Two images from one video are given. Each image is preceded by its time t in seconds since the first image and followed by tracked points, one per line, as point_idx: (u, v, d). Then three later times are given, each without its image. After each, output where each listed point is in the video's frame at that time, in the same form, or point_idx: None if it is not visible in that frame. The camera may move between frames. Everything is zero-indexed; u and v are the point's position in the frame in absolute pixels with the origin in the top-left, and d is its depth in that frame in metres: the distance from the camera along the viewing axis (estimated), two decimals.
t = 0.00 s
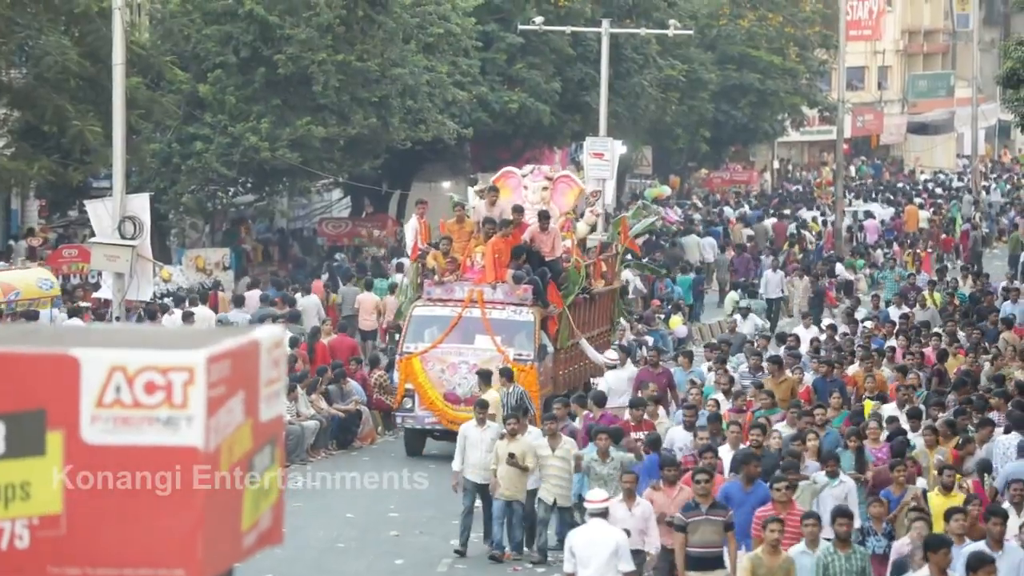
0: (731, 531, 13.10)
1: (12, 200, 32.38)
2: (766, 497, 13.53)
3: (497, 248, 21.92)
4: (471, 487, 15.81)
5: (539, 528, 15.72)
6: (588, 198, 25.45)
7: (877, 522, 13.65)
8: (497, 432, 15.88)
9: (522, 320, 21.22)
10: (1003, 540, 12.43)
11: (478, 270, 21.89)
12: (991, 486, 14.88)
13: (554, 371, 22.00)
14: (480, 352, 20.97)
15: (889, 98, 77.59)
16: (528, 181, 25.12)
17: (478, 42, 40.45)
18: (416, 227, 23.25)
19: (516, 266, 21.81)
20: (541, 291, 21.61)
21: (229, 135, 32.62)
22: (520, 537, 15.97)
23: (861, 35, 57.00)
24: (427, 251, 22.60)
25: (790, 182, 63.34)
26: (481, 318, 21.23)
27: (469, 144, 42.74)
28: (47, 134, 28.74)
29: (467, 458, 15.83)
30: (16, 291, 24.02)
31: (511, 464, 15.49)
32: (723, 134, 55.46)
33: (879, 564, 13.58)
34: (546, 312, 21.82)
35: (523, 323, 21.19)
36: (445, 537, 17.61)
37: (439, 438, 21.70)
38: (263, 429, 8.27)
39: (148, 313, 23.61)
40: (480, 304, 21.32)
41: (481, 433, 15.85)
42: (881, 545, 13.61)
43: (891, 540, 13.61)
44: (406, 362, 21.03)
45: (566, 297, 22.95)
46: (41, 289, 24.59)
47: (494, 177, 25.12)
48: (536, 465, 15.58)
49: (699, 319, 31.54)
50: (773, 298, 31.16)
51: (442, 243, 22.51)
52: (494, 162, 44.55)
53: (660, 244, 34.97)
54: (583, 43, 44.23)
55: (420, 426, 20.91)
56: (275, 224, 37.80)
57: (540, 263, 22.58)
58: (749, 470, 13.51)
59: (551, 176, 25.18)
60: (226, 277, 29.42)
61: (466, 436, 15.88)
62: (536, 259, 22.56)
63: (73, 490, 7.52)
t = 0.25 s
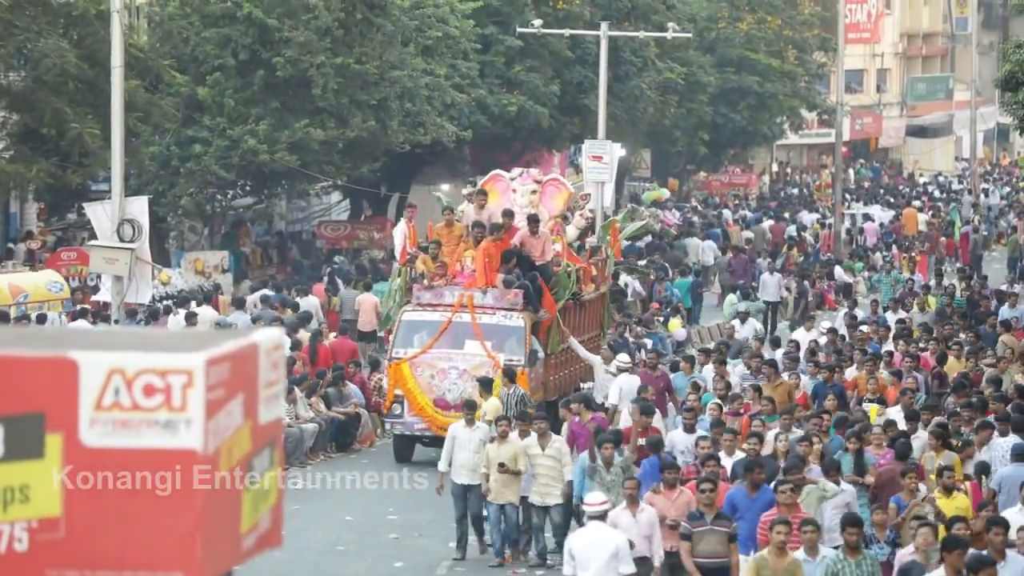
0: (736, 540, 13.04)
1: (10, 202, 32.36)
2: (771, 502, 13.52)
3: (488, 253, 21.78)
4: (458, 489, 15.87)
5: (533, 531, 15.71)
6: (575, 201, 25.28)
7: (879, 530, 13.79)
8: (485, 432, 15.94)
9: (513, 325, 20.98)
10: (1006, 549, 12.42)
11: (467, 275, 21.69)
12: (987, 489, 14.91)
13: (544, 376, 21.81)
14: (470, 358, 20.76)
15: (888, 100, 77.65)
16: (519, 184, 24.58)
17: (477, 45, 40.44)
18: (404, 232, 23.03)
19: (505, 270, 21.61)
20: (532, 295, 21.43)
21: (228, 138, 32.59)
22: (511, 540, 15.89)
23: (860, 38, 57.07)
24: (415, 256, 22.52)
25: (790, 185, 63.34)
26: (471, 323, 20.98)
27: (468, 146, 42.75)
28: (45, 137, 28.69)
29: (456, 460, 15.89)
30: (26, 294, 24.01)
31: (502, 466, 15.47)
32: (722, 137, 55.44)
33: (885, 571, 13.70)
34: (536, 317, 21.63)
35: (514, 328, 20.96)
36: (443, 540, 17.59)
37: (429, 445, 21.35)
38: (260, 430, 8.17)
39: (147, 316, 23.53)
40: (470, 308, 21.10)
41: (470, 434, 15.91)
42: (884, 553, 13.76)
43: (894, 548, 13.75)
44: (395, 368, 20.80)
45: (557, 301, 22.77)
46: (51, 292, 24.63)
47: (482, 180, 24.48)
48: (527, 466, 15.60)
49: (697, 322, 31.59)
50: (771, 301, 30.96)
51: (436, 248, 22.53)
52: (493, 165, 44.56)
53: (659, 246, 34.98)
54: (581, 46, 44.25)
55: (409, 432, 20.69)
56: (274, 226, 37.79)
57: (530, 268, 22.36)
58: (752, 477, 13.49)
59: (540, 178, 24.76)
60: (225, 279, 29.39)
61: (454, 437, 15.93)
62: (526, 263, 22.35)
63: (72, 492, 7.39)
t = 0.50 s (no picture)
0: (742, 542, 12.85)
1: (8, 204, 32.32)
2: (776, 508, 13.38)
3: (479, 255, 21.07)
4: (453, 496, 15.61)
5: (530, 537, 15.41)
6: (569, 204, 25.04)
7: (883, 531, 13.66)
8: (479, 439, 15.69)
9: (503, 329, 20.62)
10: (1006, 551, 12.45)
11: (458, 278, 21.12)
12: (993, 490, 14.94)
13: (536, 379, 21.42)
14: (460, 362, 20.47)
15: (888, 101, 77.66)
16: (509, 187, 24.52)
17: (476, 46, 40.39)
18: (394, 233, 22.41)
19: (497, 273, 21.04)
20: (523, 298, 21.04)
21: (227, 139, 32.54)
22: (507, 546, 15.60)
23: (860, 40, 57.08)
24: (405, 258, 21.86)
25: (789, 186, 63.33)
26: (461, 327, 20.65)
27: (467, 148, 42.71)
28: (43, 138, 28.64)
29: (449, 467, 15.66)
30: (35, 295, 23.90)
31: (497, 470, 15.20)
32: (721, 138, 55.41)
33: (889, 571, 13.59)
34: (527, 321, 21.24)
35: (504, 332, 20.59)
36: (443, 541, 17.55)
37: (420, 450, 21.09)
38: (260, 429, 8.05)
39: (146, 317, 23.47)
40: (460, 312, 20.75)
41: (463, 441, 15.67)
42: (887, 553, 13.62)
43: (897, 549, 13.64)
44: (384, 372, 20.57)
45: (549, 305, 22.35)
46: (60, 292, 24.48)
47: (473, 182, 24.52)
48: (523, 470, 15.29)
49: (697, 324, 31.57)
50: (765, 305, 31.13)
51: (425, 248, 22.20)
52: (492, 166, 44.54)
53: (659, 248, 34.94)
54: (580, 47, 44.20)
55: (398, 437, 20.47)
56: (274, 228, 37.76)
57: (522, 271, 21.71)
58: (757, 483, 13.36)
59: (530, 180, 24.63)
60: (224, 280, 29.34)
61: (447, 444, 15.70)
62: (517, 266, 21.67)
63: (71, 492, 7.27)
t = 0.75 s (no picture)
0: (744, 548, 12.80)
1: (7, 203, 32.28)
2: (783, 507, 13.29)
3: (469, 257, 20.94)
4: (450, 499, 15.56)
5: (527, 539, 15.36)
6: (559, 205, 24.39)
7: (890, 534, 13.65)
8: (475, 441, 15.63)
9: (494, 332, 20.21)
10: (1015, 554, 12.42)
11: (448, 280, 20.96)
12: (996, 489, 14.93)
13: (526, 383, 20.96)
14: (450, 365, 20.03)
15: (888, 101, 77.55)
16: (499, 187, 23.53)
17: (475, 46, 40.33)
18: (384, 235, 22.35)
19: (487, 275, 20.91)
20: (513, 301, 20.61)
21: (226, 139, 32.49)
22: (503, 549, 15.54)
23: (860, 40, 57.04)
24: (393, 261, 21.88)
25: (789, 186, 63.24)
26: (451, 330, 20.26)
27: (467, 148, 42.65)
28: (42, 138, 28.60)
29: (446, 469, 15.59)
30: (44, 296, 23.85)
31: (496, 473, 15.16)
32: (721, 138, 55.32)
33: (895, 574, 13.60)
34: (518, 324, 20.81)
35: (495, 335, 20.18)
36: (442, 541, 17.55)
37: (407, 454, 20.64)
38: (264, 430, 8.30)
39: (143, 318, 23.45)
40: (450, 315, 20.33)
41: (460, 443, 15.60)
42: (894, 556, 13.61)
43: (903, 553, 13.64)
44: (373, 376, 20.08)
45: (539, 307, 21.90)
46: (69, 293, 24.43)
47: (461, 183, 23.63)
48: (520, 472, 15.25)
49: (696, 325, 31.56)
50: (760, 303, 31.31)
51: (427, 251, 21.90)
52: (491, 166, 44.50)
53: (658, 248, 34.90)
54: (580, 47, 44.15)
55: (389, 442, 19.95)
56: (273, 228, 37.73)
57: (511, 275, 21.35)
58: (762, 482, 13.26)
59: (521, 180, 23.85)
60: (223, 281, 29.29)
61: (443, 446, 15.61)
62: (507, 270, 21.33)
63: (71, 491, 7.58)
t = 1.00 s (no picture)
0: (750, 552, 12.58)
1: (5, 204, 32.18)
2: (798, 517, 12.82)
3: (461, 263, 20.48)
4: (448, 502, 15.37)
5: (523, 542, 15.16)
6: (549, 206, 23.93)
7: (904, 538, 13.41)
8: (472, 445, 15.50)
9: (485, 336, 19.70)
10: None
11: (439, 284, 20.53)
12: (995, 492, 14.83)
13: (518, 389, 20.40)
14: (440, 369, 19.50)
15: (889, 101, 77.60)
16: (487, 188, 23.38)
17: (475, 46, 40.26)
18: (373, 239, 21.80)
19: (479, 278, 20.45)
20: (505, 305, 20.16)
21: (224, 139, 32.37)
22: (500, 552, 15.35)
23: (861, 40, 56.98)
24: (384, 263, 21.46)
25: (791, 187, 63.22)
26: (442, 334, 19.76)
27: (467, 148, 42.58)
28: (40, 138, 28.45)
29: (443, 473, 15.41)
30: (54, 296, 23.91)
31: (495, 473, 15.02)
32: (721, 139, 55.24)
33: None
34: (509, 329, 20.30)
35: (486, 339, 19.67)
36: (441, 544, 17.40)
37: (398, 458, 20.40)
38: (261, 432, 7.52)
39: (142, 319, 23.33)
40: (440, 318, 19.86)
41: (457, 447, 15.45)
42: (907, 560, 13.37)
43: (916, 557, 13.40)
44: (363, 380, 19.54)
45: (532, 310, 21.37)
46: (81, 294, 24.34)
47: (450, 184, 23.37)
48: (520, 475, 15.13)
49: (697, 325, 31.44)
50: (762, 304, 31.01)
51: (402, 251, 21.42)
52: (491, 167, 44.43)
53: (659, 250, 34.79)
54: (580, 47, 44.04)
55: (378, 447, 19.46)
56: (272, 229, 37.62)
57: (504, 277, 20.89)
58: (779, 491, 12.76)
59: (511, 181, 23.53)
60: (221, 282, 29.16)
61: (441, 450, 15.43)
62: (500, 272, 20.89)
63: (70, 493, 6.72)
